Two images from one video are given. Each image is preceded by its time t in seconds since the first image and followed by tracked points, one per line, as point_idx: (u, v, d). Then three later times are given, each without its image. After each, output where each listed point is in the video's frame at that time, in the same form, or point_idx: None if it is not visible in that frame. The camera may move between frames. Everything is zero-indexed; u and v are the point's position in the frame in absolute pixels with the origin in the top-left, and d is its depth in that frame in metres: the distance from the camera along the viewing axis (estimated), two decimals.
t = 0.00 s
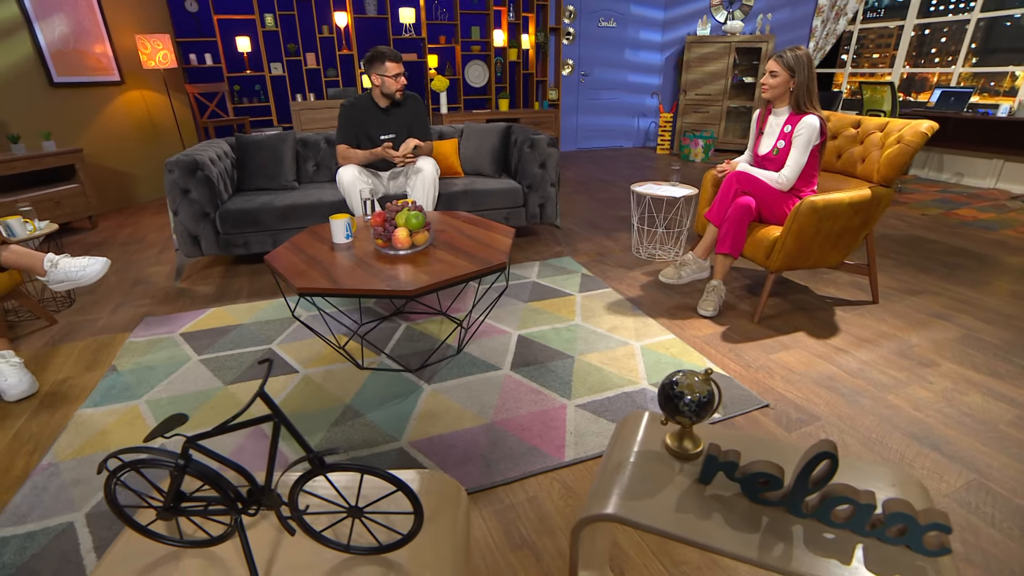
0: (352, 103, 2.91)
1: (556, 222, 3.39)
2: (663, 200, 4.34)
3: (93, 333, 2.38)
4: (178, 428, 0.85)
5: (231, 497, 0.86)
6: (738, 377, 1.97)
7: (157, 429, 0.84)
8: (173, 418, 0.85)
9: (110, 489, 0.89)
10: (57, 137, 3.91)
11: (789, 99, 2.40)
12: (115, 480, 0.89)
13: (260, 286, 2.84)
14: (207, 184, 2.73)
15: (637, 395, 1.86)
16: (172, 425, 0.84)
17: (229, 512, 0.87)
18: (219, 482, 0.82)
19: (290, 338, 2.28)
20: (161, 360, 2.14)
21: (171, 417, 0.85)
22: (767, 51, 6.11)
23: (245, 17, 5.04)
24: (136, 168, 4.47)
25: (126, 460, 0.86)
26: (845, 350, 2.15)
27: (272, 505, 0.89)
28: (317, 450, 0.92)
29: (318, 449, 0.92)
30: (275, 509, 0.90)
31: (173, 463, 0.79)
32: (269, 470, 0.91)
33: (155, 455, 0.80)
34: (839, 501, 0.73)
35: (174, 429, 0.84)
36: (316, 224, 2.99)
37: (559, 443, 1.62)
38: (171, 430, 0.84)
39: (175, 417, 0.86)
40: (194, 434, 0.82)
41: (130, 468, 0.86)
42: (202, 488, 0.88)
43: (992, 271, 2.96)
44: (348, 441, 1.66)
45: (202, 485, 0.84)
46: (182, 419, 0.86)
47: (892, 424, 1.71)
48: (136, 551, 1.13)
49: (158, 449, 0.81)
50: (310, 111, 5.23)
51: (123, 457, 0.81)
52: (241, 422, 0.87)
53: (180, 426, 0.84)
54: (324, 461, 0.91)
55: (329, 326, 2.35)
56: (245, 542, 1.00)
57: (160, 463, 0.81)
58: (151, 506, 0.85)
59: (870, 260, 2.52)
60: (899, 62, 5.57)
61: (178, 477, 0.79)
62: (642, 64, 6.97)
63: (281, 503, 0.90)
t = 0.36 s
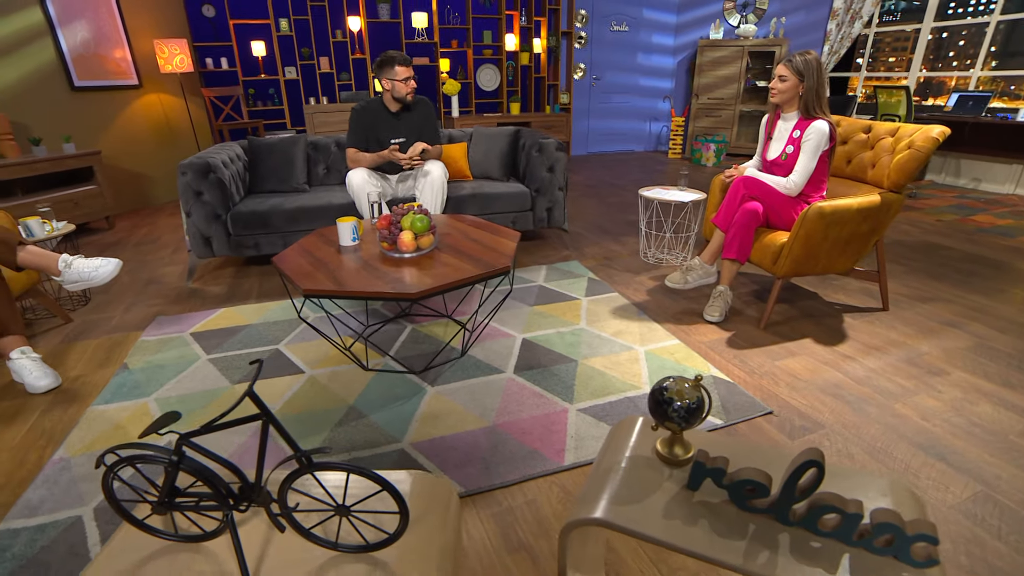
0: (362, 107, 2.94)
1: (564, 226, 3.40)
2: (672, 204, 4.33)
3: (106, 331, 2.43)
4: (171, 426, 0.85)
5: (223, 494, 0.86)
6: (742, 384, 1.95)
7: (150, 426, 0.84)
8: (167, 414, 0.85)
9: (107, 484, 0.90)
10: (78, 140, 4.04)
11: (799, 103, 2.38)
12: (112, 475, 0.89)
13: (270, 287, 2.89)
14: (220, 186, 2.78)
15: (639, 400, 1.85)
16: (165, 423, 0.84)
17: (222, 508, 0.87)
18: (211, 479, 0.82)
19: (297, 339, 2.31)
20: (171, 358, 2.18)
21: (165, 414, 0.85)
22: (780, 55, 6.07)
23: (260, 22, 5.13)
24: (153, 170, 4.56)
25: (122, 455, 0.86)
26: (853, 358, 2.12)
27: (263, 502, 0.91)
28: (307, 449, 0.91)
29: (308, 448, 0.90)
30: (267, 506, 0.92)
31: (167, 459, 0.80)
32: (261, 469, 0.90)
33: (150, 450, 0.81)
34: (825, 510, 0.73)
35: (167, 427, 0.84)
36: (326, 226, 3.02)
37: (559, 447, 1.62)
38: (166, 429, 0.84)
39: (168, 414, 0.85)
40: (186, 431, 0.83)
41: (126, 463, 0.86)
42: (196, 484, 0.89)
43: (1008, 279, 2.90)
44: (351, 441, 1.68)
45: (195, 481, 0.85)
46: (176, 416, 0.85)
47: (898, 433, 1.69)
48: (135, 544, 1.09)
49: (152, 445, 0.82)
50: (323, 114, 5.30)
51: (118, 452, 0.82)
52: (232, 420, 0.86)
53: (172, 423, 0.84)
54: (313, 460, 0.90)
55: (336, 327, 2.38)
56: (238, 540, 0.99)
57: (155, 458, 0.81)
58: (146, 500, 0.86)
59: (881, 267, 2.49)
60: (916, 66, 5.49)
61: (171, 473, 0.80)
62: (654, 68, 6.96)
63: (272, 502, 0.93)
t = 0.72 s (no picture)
0: (372, 111, 2.98)
1: (572, 230, 3.40)
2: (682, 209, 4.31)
3: (120, 330, 2.49)
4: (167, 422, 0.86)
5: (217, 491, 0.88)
6: (746, 391, 1.94)
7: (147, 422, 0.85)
8: (164, 412, 0.87)
9: (107, 478, 0.92)
10: (97, 143, 4.14)
11: (808, 108, 2.36)
12: (112, 471, 0.91)
13: (280, 288, 2.93)
14: (232, 188, 2.83)
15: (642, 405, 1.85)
16: (162, 420, 0.86)
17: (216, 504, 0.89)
18: (205, 475, 0.84)
19: (305, 340, 2.34)
20: (181, 357, 2.23)
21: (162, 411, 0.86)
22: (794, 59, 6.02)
23: (276, 27, 5.22)
24: (169, 172, 4.65)
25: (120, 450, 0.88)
26: (861, 365, 2.10)
27: (257, 499, 0.92)
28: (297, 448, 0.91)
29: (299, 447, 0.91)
30: (259, 503, 0.92)
31: (164, 455, 0.82)
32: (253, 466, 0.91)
33: (147, 446, 0.83)
34: (812, 519, 0.74)
35: (163, 424, 0.85)
36: (335, 228, 3.06)
37: (559, 451, 1.62)
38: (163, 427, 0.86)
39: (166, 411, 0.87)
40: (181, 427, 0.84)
41: (125, 459, 0.88)
42: (192, 480, 0.91)
43: None
44: (355, 441, 1.70)
45: (190, 478, 0.86)
46: (174, 413, 0.88)
47: (905, 442, 1.66)
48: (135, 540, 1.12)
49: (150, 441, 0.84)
50: (336, 118, 5.37)
51: (116, 448, 0.84)
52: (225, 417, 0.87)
53: (168, 420, 0.86)
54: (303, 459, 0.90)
55: (343, 329, 2.41)
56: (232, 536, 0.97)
57: (153, 454, 0.83)
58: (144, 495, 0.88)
59: (891, 274, 2.46)
60: (933, 70, 5.42)
61: (168, 469, 0.82)
62: (666, 72, 6.94)
63: (265, 498, 0.93)
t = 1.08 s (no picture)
0: (381, 115, 3.01)
1: (579, 234, 3.41)
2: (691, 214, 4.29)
3: (132, 329, 2.54)
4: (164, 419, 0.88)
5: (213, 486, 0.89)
6: (750, 396, 1.93)
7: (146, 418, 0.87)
8: (163, 409, 0.88)
9: (108, 473, 0.94)
10: (115, 145, 4.23)
11: (816, 113, 2.35)
12: (112, 466, 0.93)
13: (289, 290, 2.97)
14: (243, 191, 2.88)
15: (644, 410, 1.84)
16: (160, 417, 0.87)
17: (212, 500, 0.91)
18: (201, 471, 0.86)
19: (312, 341, 2.37)
20: (190, 356, 2.27)
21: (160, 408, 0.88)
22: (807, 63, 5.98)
23: (290, 32, 5.29)
24: (184, 174, 4.74)
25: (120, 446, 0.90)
26: (868, 372, 2.07)
27: (251, 496, 0.93)
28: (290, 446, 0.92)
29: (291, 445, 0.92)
30: (254, 499, 0.94)
31: (162, 450, 0.84)
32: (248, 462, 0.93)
33: (146, 442, 0.85)
34: (799, 526, 0.74)
35: (161, 420, 0.87)
36: (344, 230, 3.09)
37: (560, 454, 1.63)
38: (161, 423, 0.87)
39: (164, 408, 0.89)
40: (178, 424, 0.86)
41: (125, 454, 0.90)
42: (190, 475, 0.92)
43: None
44: (358, 442, 1.71)
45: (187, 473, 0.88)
46: (173, 409, 0.89)
47: (911, 451, 1.64)
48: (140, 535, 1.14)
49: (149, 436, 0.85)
50: (348, 121, 5.43)
51: (116, 444, 0.85)
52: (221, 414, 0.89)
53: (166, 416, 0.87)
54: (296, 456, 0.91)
55: (350, 330, 2.43)
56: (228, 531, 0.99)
57: (151, 450, 0.85)
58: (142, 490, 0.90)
59: (901, 281, 2.43)
60: (950, 74, 5.34)
61: (166, 464, 0.84)
62: (678, 76, 6.92)
63: (260, 494, 0.94)
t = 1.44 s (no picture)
0: (389, 117, 3.04)
1: (585, 236, 3.41)
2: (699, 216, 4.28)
3: (143, 327, 2.59)
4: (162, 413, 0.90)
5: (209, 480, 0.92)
6: (752, 400, 1.92)
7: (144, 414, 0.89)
8: (161, 404, 0.90)
9: (109, 465, 0.96)
10: (129, 146, 4.31)
11: (822, 116, 2.34)
12: (113, 459, 0.96)
13: (296, 290, 3.01)
14: (252, 192, 2.92)
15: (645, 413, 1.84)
16: (158, 412, 0.89)
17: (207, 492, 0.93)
18: (197, 465, 0.88)
19: (317, 340, 2.40)
20: (198, 354, 2.31)
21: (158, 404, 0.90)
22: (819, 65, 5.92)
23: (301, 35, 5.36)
24: (196, 175, 4.82)
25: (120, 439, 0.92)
26: (873, 378, 2.06)
27: (246, 489, 0.96)
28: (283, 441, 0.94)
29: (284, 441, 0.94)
30: (248, 493, 0.96)
31: (159, 444, 0.86)
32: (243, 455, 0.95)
33: (145, 436, 0.87)
34: (783, 529, 0.74)
35: (158, 415, 0.89)
36: (351, 231, 3.12)
37: (559, 456, 1.63)
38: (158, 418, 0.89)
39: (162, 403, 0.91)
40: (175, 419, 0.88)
41: (125, 447, 0.93)
42: (187, 469, 0.95)
43: None
44: (359, 441, 1.73)
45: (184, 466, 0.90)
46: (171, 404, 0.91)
47: (914, 458, 1.63)
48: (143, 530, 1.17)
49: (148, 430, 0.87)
50: (358, 123, 5.47)
51: (116, 437, 0.88)
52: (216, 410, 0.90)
53: (164, 411, 0.89)
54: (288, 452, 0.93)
55: (355, 330, 2.46)
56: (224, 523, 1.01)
57: (150, 444, 0.87)
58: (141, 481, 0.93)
59: (909, 286, 2.40)
60: (965, 76, 5.26)
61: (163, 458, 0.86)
62: (688, 79, 6.90)
63: (254, 488, 0.96)
